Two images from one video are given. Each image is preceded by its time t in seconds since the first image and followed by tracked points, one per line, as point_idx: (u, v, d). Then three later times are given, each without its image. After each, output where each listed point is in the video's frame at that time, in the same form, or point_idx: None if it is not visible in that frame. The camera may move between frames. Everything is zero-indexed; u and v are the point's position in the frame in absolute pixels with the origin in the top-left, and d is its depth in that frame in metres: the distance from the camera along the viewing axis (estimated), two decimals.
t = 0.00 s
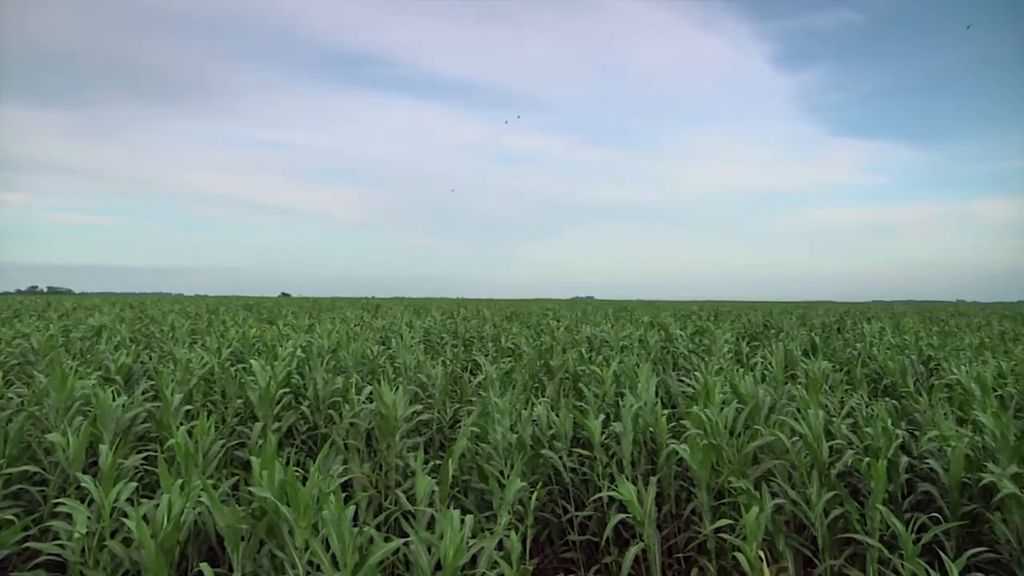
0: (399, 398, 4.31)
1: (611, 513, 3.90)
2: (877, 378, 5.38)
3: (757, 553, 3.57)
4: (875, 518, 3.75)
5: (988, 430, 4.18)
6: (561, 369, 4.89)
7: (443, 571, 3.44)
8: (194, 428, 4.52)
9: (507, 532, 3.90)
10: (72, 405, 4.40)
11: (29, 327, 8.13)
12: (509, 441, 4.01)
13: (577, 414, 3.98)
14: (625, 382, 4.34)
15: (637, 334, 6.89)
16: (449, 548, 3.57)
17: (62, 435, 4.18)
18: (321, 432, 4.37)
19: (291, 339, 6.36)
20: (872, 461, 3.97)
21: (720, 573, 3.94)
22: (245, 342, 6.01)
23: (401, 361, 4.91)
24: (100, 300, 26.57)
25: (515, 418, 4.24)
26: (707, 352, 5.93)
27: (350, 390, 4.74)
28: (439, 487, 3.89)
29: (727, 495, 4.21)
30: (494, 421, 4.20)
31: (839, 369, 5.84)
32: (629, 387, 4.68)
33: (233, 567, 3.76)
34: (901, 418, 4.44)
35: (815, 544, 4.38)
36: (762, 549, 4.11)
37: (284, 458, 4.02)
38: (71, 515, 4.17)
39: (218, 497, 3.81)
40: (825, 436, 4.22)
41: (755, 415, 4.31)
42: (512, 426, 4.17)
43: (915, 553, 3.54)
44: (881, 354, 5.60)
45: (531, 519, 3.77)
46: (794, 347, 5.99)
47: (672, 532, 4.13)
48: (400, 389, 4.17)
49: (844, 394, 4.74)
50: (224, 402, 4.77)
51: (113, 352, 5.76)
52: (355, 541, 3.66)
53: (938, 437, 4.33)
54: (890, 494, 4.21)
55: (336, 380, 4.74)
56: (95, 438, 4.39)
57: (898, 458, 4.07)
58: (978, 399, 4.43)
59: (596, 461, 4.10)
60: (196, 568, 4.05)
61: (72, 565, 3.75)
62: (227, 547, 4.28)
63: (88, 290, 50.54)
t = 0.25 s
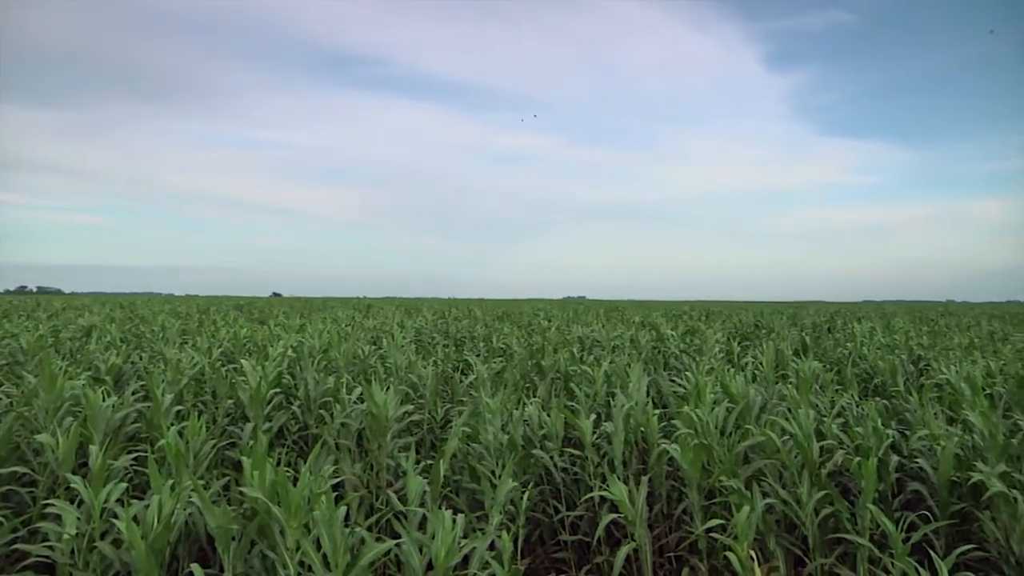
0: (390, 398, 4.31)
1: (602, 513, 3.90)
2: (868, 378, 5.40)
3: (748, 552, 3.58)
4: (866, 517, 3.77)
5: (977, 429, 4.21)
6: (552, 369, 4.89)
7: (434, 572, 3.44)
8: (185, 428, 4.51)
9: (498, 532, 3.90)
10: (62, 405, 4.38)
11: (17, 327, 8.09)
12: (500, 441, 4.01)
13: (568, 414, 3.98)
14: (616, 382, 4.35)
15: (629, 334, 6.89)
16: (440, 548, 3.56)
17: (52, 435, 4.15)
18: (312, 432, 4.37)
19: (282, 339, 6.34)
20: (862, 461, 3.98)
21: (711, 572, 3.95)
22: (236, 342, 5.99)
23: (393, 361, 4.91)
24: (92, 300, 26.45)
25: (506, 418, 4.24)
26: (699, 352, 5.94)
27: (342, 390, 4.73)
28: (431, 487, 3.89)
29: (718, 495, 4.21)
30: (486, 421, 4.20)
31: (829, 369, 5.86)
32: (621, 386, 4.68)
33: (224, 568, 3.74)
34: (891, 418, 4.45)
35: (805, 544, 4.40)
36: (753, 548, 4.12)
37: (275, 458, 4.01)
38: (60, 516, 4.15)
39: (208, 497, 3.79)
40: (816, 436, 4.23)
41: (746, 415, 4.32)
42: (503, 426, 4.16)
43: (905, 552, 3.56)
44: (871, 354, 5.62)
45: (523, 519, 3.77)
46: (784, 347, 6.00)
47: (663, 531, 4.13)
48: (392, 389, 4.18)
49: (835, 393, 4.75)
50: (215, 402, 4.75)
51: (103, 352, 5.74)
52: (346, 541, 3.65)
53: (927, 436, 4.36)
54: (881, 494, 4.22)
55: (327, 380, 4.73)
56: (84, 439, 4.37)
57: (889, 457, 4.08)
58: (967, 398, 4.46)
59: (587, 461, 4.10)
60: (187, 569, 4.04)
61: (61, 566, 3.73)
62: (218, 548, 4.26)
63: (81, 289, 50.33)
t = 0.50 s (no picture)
0: (382, 398, 4.30)
1: (593, 513, 3.90)
2: (858, 377, 5.42)
3: (739, 551, 3.58)
4: (856, 516, 3.78)
5: (967, 428, 4.24)
6: (544, 369, 4.90)
7: (426, 572, 3.43)
8: (176, 428, 4.49)
9: (490, 532, 3.90)
10: (51, 406, 4.36)
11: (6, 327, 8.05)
12: (492, 441, 4.01)
13: (560, 414, 3.98)
14: (607, 382, 4.36)
15: (620, 333, 6.90)
16: (432, 548, 3.56)
17: (41, 436, 4.13)
18: (304, 433, 4.36)
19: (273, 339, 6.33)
20: (853, 460, 3.99)
21: (702, 571, 3.96)
22: (226, 342, 5.98)
23: (384, 361, 4.91)
24: (84, 300, 26.36)
25: (497, 418, 4.24)
26: (689, 352, 5.95)
27: (333, 390, 4.73)
28: (422, 487, 3.89)
29: (709, 495, 4.22)
30: (477, 421, 4.20)
31: (820, 369, 5.88)
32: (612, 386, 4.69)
33: (215, 569, 3.73)
34: (881, 418, 4.47)
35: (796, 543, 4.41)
36: (744, 548, 4.12)
37: (266, 458, 4.00)
38: (50, 517, 4.13)
39: (199, 498, 3.78)
40: (806, 435, 4.24)
41: (736, 414, 4.33)
42: (494, 426, 4.17)
43: (895, 551, 3.57)
44: (862, 354, 5.64)
45: (514, 519, 3.77)
46: (775, 347, 6.02)
47: (655, 531, 4.14)
48: (383, 389, 4.18)
49: (826, 393, 4.77)
50: (206, 402, 4.74)
51: (93, 352, 5.72)
52: (338, 541, 3.64)
53: (917, 436, 4.38)
54: (871, 493, 4.24)
55: (318, 380, 4.72)
56: (74, 440, 4.35)
57: (879, 457, 4.10)
58: (957, 397, 4.49)
59: (578, 461, 4.11)
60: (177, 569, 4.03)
61: (51, 567, 3.71)
62: (208, 548, 4.25)
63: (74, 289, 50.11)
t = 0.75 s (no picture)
0: (373, 398, 4.30)
1: (584, 513, 3.91)
2: (849, 377, 5.44)
3: (730, 551, 3.59)
4: (847, 515, 3.79)
5: (956, 427, 4.26)
6: (535, 369, 4.90)
7: (417, 572, 3.43)
8: (166, 429, 4.48)
9: (481, 532, 3.89)
10: (40, 406, 4.33)
11: None
12: (483, 441, 4.01)
13: (551, 414, 3.98)
14: (598, 382, 4.36)
15: (611, 333, 6.91)
16: (423, 549, 3.55)
17: (30, 436, 4.11)
18: (295, 433, 4.35)
19: (264, 339, 6.32)
20: (843, 460, 4.01)
21: (693, 571, 3.97)
22: (217, 342, 5.97)
23: (375, 361, 4.90)
24: (77, 300, 26.26)
25: (488, 418, 4.24)
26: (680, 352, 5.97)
27: (324, 390, 4.72)
28: (414, 487, 3.88)
29: (700, 494, 4.23)
30: (468, 421, 4.20)
31: (810, 369, 5.90)
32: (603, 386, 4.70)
33: (206, 569, 3.71)
34: (872, 417, 4.49)
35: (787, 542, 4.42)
36: (735, 547, 4.12)
37: (257, 458, 3.99)
38: (39, 518, 4.11)
39: (190, 498, 3.76)
40: (797, 435, 4.25)
41: (727, 414, 4.35)
42: (485, 426, 4.17)
43: (885, 549, 3.59)
44: (852, 354, 5.66)
45: (505, 518, 3.77)
46: (765, 347, 6.04)
47: (646, 531, 4.14)
48: (374, 389, 4.18)
49: (816, 393, 4.79)
50: (196, 402, 4.73)
51: (83, 352, 5.70)
52: (329, 542, 3.63)
53: (907, 435, 4.41)
54: (861, 492, 4.25)
55: (309, 380, 4.72)
56: (63, 440, 4.32)
57: (869, 456, 4.11)
58: (946, 397, 4.52)
59: (569, 461, 4.11)
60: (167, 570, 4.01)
61: (39, 569, 3.68)
62: (199, 549, 4.23)
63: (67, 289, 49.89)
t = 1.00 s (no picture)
0: (363, 398, 4.29)
1: (575, 513, 3.91)
2: (838, 377, 5.46)
3: (720, 550, 3.60)
4: (837, 514, 3.80)
5: (945, 427, 4.29)
6: (525, 369, 4.90)
7: (408, 572, 3.42)
8: (155, 429, 4.46)
9: (471, 532, 3.89)
10: (28, 407, 4.31)
11: None
12: (473, 441, 4.01)
13: (541, 414, 3.98)
14: (588, 382, 4.37)
15: (602, 333, 6.93)
16: (414, 549, 3.55)
17: (18, 437, 4.09)
18: (285, 433, 4.35)
19: (253, 339, 6.31)
20: (833, 459, 4.02)
21: (683, 570, 3.97)
22: (207, 342, 5.95)
23: (366, 361, 4.90)
24: (62, 300, 26.19)
25: (479, 418, 4.24)
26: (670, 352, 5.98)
27: (315, 390, 4.71)
28: (404, 488, 3.88)
29: (690, 494, 4.24)
30: (459, 421, 4.20)
31: (800, 369, 5.92)
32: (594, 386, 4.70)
33: (196, 570, 3.70)
34: (861, 417, 4.51)
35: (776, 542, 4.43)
36: (725, 547, 4.13)
37: (247, 459, 3.98)
38: (27, 519, 4.08)
39: (179, 499, 3.75)
40: (787, 435, 4.27)
41: (717, 414, 4.36)
42: (476, 426, 4.17)
43: (874, 548, 3.60)
44: (842, 354, 5.69)
45: (496, 518, 3.77)
46: (755, 347, 6.06)
47: (636, 530, 4.15)
48: (364, 389, 4.18)
49: (806, 393, 4.81)
50: (186, 403, 4.72)
51: (71, 352, 5.67)
52: (320, 542, 3.63)
53: (897, 434, 4.43)
54: (851, 491, 4.27)
55: (300, 381, 4.71)
56: (51, 441, 4.30)
57: (858, 455, 4.13)
58: (936, 396, 4.54)
59: (560, 461, 4.12)
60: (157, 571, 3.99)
61: (27, 570, 3.66)
62: (189, 550, 4.22)
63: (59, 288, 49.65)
